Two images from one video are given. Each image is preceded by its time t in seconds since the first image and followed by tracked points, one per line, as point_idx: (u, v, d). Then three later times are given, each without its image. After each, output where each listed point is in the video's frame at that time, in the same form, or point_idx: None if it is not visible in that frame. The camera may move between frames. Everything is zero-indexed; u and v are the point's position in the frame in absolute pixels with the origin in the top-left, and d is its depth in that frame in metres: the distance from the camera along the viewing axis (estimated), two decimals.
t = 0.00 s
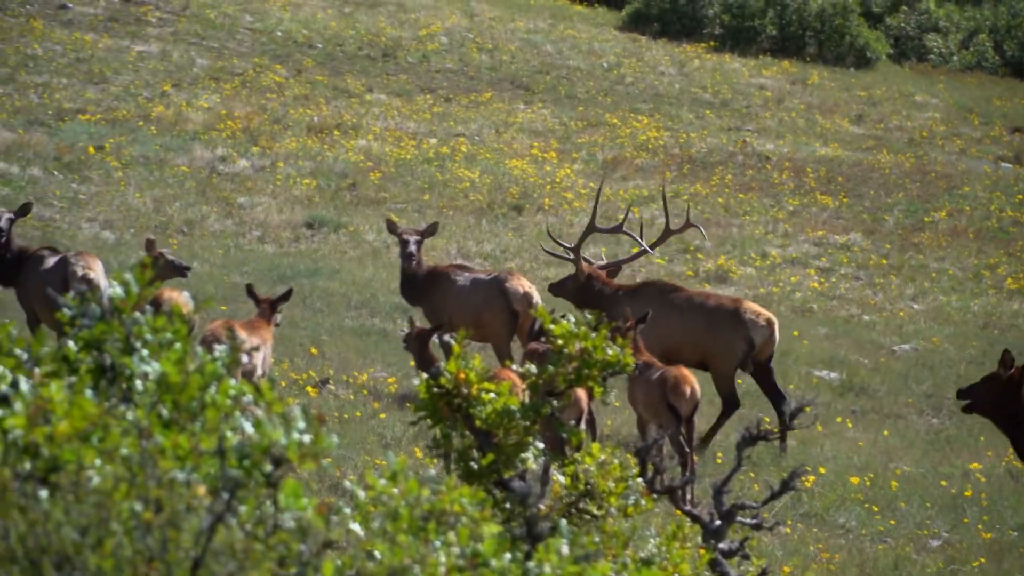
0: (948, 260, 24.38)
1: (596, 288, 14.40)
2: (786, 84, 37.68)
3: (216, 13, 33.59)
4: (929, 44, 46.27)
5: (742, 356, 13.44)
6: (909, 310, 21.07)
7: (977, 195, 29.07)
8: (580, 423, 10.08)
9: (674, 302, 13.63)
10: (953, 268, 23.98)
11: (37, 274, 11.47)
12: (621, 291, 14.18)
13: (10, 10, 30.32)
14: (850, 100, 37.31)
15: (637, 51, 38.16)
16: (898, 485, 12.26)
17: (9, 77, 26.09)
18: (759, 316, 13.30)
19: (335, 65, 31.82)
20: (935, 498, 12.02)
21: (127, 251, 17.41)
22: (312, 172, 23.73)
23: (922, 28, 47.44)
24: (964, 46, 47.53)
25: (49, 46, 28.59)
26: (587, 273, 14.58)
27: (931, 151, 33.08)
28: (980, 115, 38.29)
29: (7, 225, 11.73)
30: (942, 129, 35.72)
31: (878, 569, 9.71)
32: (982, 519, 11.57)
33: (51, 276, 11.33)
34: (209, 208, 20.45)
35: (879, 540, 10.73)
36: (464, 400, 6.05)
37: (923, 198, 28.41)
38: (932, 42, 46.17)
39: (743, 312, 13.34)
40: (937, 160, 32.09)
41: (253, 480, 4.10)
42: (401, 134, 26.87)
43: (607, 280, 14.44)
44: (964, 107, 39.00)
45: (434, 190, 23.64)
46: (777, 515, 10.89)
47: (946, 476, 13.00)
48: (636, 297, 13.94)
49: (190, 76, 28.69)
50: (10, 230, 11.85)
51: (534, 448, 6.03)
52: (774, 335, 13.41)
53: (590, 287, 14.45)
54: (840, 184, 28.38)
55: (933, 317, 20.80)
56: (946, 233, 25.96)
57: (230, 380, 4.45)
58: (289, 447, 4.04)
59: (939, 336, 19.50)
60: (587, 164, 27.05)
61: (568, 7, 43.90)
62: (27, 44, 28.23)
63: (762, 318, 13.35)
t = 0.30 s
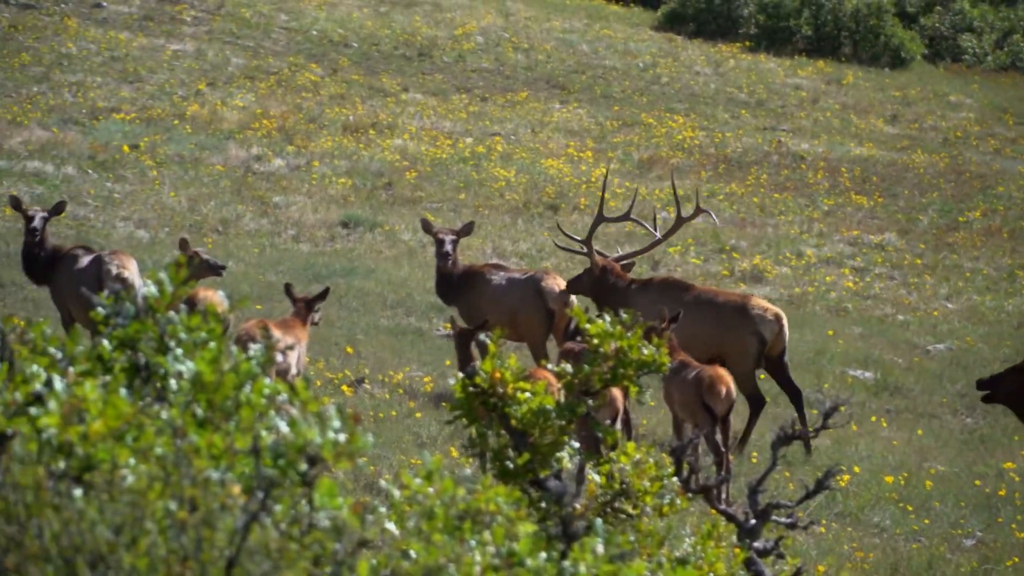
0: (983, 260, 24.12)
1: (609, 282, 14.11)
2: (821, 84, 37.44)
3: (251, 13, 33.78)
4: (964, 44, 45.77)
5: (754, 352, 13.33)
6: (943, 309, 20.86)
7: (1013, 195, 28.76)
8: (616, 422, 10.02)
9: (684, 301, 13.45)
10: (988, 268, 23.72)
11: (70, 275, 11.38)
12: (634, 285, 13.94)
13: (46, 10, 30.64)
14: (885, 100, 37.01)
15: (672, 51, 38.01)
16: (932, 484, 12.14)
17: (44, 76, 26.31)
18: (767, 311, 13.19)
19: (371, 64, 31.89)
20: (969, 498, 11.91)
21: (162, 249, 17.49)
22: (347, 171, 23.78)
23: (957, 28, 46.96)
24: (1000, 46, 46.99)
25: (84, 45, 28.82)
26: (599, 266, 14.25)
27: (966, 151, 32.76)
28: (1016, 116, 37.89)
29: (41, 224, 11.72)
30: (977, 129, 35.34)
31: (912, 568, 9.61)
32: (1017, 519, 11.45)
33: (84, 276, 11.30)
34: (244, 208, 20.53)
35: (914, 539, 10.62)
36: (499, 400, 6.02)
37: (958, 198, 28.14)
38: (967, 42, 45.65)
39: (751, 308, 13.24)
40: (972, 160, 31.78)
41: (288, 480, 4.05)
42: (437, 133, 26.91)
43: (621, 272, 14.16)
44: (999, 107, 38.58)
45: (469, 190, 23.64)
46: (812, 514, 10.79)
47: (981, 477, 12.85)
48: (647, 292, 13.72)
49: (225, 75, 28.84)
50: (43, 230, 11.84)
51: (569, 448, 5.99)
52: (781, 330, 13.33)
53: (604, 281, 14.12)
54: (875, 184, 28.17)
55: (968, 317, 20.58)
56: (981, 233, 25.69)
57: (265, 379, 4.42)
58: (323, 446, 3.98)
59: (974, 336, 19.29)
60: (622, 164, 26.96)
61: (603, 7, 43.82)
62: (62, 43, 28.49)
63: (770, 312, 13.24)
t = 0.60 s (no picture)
0: (1014, 260, 23.86)
1: (627, 276, 14.01)
2: (852, 84, 37.18)
3: (283, 11, 33.94)
4: (995, 44, 45.23)
5: (764, 347, 13.32)
6: (974, 309, 20.65)
7: None
8: (647, 421, 9.98)
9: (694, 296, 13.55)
10: (1019, 268, 23.47)
11: (101, 273, 11.42)
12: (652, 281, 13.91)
13: (78, 8, 30.88)
14: (915, 100, 36.71)
15: (703, 50, 37.84)
16: (962, 483, 12.03)
17: (75, 74, 26.47)
18: (776, 306, 13.20)
19: (402, 63, 31.90)
20: (999, 498, 11.80)
21: (193, 247, 17.54)
22: (378, 170, 23.79)
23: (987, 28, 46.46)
24: None
25: (115, 43, 28.98)
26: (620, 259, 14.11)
27: (997, 151, 32.43)
28: None
29: (72, 223, 11.77)
30: (1008, 129, 34.97)
31: (942, 566, 9.50)
32: None
33: (115, 274, 11.33)
34: (275, 206, 20.58)
35: (944, 538, 10.52)
36: (531, 398, 5.99)
37: (989, 198, 27.87)
38: (997, 42, 45.10)
39: (761, 303, 13.23)
40: (1003, 160, 31.46)
41: (320, 478, 4.02)
42: (469, 132, 26.91)
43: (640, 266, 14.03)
44: None
45: (501, 188, 23.63)
46: (842, 513, 10.70)
47: (1012, 477, 12.70)
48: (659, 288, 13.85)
49: (256, 73, 28.93)
50: (74, 228, 11.89)
51: (601, 446, 5.95)
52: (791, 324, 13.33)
53: (623, 275, 14.03)
54: (905, 184, 27.96)
55: (998, 317, 20.37)
56: (1012, 233, 25.43)
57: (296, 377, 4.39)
58: (355, 445, 3.95)
59: (1005, 335, 19.08)
60: (654, 163, 26.86)
61: (634, 6, 43.65)
62: (94, 41, 28.69)
63: (779, 308, 13.24)
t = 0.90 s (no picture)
0: None
1: (634, 266, 14.16)
2: (876, 85, 37.01)
3: (308, 11, 34.10)
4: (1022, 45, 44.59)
5: (769, 348, 12.91)
6: (998, 309, 20.50)
7: None
8: (672, 422, 9.95)
9: (700, 291, 13.35)
10: None
11: (125, 272, 11.42)
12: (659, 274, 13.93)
13: (103, 7, 31.06)
14: (940, 101, 36.50)
15: (728, 51, 37.72)
16: (986, 484, 11.93)
17: (99, 74, 26.59)
18: (781, 308, 12.78)
19: (428, 63, 31.91)
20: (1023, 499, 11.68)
21: (217, 246, 17.59)
22: (403, 170, 23.80)
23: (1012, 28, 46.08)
24: None
25: (139, 42, 29.12)
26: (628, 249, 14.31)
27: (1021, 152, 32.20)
28: None
29: (95, 223, 11.77)
30: None
31: (965, 566, 9.42)
32: None
33: (139, 274, 11.31)
34: (300, 206, 20.62)
35: (967, 539, 10.44)
36: (555, 399, 5.91)
37: (1013, 198, 27.66)
38: None
39: (767, 304, 12.86)
40: None
41: (343, 478, 4.00)
42: (494, 131, 26.92)
43: (647, 258, 14.15)
44: None
45: (526, 188, 23.62)
46: (865, 514, 10.64)
47: None
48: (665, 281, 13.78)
49: (281, 73, 29.01)
50: (98, 228, 11.88)
51: (625, 446, 5.94)
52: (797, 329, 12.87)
53: (631, 264, 14.18)
54: (929, 185, 27.80)
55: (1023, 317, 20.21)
56: None
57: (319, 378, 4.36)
58: (378, 445, 3.88)
59: None
60: (678, 163, 26.78)
61: (659, 7, 43.50)
62: (118, 40, 28.82)
63: (785, 310, 12.81)
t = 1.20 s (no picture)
0: None
1: (635, 261, 13.98)
2: (892, 85, 36.90)
3: (324, 11, 34.18)
4: None
5: (768, 344, 12.80)
6: (1015, 310, 20.38)
7: None
8: (687, 421, 9.91)
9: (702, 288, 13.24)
10: None
11: (140, 272, 11.44)
12: (661, 269, 13.77)
13: (118, 7, 31.17)
14: (955, 101, 36.36)
15: (744, 51, 37.63)
16: (1002, 484, 11.85)
17: (115, 73, 26.68)
18: (779, 303, 12.71)
19: (444, 63, 31.90)
20: None
21: (233, 246, 17.61)
22: (419, 169, 23.81)
23: None
24: None
25: (155, 42, 29.21)
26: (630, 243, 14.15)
27: None
28: None
29: (111, 223, 11.78)
30: None
31: (981, 566, 9.37)
32: None
33: (153, 274, 11.34)
34: (316, 206, 20.65)
35: (983, 539, 10.38)
36: (571, 399, 5.88)
37: None
38: None
39: (767, 299, 12.79)
40: None
41: (359, 479, 3.98)
42: (510, 131, 26.91)
43: (648, 251, 13.97)
44: None
45: (543, 187, 23.62)
46: (880, 514, 10.59)
47: None
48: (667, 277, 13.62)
49: (297, 73, 29.07)
50: (113, 228, 11.92)
51: (640, 446, 5.93)
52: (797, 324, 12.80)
53: (631, 259, 14.02)
54: (945, 184, 27.70)
55: None
56: None
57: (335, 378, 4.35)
58: (394, 446, 3.88)
59: None
60: (694, 164, 26.71)
61: (675, 7, 43.43)
62: (133, 40, 28.90)
63: (784, 305, 12.74)
